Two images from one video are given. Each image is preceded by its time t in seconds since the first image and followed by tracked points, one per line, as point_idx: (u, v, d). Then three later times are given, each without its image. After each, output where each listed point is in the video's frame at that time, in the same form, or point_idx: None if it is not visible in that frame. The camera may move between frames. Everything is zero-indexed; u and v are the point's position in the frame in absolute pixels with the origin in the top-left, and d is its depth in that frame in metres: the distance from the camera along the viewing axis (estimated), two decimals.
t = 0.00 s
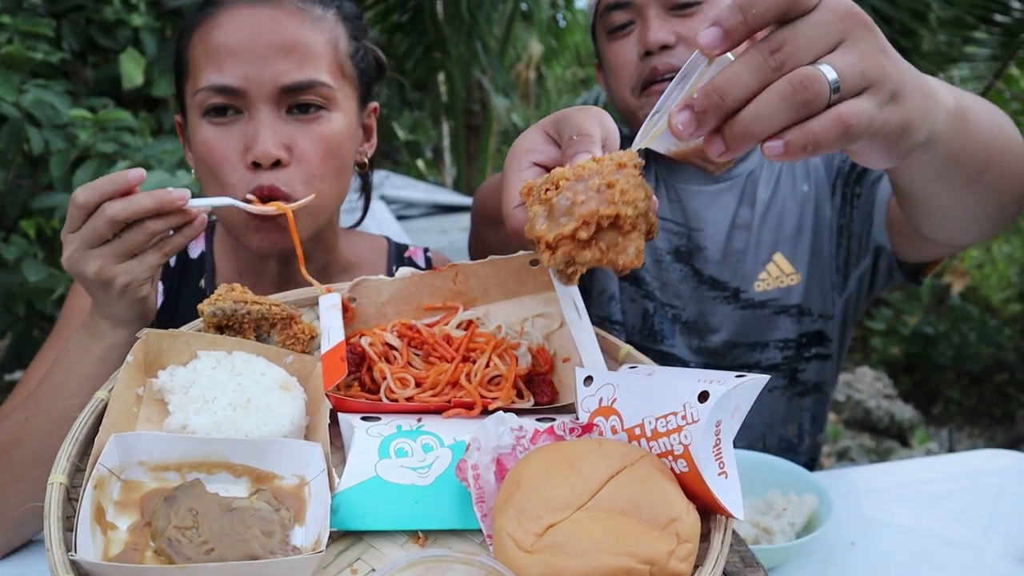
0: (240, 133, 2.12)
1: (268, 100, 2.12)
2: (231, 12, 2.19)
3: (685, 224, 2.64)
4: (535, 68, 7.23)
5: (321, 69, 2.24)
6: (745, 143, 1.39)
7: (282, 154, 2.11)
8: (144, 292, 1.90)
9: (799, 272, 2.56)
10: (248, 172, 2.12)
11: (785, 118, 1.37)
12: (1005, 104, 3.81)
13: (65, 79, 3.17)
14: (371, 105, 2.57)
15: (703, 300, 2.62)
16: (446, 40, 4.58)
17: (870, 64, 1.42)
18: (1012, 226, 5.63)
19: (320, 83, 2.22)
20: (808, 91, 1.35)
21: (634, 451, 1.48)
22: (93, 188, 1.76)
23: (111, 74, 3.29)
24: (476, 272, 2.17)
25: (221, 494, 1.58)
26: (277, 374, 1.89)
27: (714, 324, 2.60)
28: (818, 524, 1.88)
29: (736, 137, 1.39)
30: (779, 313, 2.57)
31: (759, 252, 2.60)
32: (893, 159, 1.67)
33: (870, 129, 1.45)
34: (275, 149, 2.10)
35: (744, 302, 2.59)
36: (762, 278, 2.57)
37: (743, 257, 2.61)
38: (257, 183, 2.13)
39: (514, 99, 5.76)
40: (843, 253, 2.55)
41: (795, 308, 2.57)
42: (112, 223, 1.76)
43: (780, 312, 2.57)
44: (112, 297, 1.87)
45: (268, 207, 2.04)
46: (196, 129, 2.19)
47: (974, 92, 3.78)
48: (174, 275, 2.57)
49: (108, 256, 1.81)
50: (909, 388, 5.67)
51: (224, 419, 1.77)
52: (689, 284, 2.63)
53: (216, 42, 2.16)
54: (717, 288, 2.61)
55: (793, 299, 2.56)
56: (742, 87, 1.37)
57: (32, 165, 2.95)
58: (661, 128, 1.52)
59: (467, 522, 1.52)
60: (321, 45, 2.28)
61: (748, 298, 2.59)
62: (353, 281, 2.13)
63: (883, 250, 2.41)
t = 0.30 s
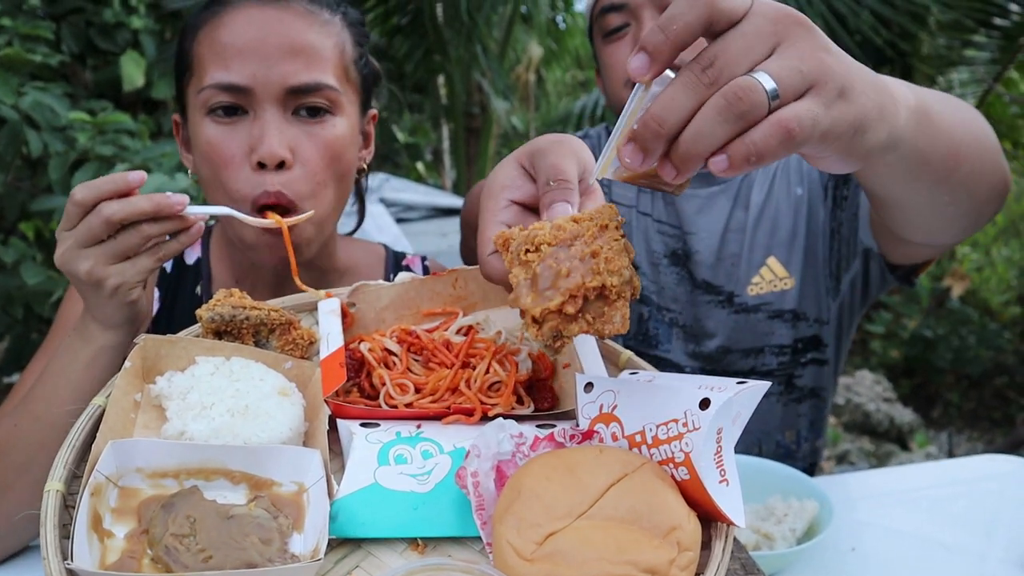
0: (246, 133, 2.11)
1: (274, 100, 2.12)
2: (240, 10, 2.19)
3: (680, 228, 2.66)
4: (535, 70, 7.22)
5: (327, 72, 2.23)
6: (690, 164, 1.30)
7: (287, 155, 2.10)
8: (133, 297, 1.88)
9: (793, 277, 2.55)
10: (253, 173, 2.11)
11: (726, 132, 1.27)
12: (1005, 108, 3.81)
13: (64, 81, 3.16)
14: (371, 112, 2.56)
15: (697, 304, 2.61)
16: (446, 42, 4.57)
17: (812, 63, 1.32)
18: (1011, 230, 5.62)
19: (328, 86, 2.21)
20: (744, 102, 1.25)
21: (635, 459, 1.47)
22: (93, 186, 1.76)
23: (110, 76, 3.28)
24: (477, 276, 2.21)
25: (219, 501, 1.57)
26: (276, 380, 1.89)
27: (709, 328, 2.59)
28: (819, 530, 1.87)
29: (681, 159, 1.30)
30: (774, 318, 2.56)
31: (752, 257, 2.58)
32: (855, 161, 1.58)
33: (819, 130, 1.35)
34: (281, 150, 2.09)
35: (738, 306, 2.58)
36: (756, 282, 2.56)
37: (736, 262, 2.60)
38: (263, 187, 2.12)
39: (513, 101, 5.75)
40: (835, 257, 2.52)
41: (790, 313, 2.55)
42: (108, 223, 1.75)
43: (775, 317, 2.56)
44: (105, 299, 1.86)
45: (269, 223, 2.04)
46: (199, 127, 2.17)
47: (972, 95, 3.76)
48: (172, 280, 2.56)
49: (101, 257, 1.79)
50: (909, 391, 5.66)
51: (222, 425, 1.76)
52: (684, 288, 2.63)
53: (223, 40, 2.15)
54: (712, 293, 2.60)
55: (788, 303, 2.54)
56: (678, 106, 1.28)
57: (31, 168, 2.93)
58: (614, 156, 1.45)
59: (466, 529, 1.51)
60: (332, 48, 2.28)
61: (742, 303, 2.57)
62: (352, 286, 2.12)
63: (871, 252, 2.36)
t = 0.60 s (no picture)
0: (234, 140, 2.11)
1: (260, 106, 2.11)
2: (224, 14, 2.17)
3: (675, 227, 2.65)
4: (535, 71, 7.22)
5: (313, 75, 2.23)
6: (690, 154, 1.31)
7: (276, 160, 2.10)
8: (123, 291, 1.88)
9: (788, 275, 2.54)
10: (242, 179, 2.11)
11: (717, 115, 1.27)
12: (1004, 108, 3.79)
13: (63, 82, 3.15)
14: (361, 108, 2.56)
15: (694, 304, 2.61)
16: (445, 42, 4.56)
17: (789, 35, 1.33)
18: (1011, 230, 5.61)
19: (315, 88, 2.21)
20: (729, 83, 1.25)
21: (633, 457, 1.47)
22: (87, 176, 1.76)
23: (110, 76, 3.27)
24: (475, 275, 2.19)
25: (218, 500, 1.57)
26: (274, 378, 1.88)
27: (706, 328, 2.59)
28: (818, 529, 1.87)
29: (681, 151, 1.31)
30: (770, 317, 2.55)
31: (747, 256, 2.58)
32: (852, 138, 1.57)
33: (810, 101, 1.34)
34: (269, 155, 2.09)
35: (734, 306, 2.57)
36: (751, 282, 2.55)
37: (732, 261, 2.59)
38: (255, 194, 2.13)
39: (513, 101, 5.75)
40: (831, 254, 2.49)
41: (786, 312, 2.54)
42: (99, 213, 1.75)
43: (771, 316, 2.55)
44: (97, 294, 1.86)
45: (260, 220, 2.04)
46: (188, 135, 2.18)
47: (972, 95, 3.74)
48: (170, 280, 2.58)
49: (91, 248, 1.81)
50: (908, 392, 5.65)
51: (220, 423, 1.76)
52: (680, 288, 2.63)
53: (207, 45, 2.14)
54: (708, 292, 2.59)
55: (783, 302, 2.54)
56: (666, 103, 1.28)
57: (30, 168, 2.93)
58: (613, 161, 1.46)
59: (464, 527, 1.51)
60: (315, 47, 2.27)
61: (737, 302, 2.57)
62: (351, 285, 2.13)
63: (869, 246, 2.30)
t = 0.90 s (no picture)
0: (225, 140, 2.12)
1: (250, 105, 2.12)
2: (208, 15, 2.19)
3: (672, 228, 2.64)
4: (535, 70, 7.22)
5: (302, 72, 2.23)
6: (673, 125, 1.29)
7: (267, 159, 2.11)
8: (132, 311, 1.89)
9: (785, 273, 2.53)
10: (234, 179, 2.11)
11: (691, 79, 1.25)
12: (1004, 108, 3.78)
13: (63, 81, 3.16)
14: (354, 103, 2.56)
15: (691, 303, 2.61)
16: (445, 42, 4.55)
17: None
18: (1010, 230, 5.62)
19: (304, 85, 2.22)
20: (693, 46, 1.24)
21: (633, 455, 1.47)
22: (95, 200, 1.75)
23: (110, 76, 3.28)
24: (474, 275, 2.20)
25: (218, 498, 1.58)
26: (274, 377, 1.89)
27: (703, 327, 2.60)
28: (818, 527, 1.86)
29: (665, 125, 1.30)
30: (766, 315, 2.56)
31: (744, 254, 2.57)
32: (831, 101, 1.56)
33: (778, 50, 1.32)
34: (260, 155, 2.10)
35: (730, 304, 2.58)
36: (748, 280, 2.55)
37: (729, 260, 2.58)
38: (246, 194, 2.13)
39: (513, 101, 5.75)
40: (826, 250, 2.48)
41: (783, 310, 2.55)
42: (110, 237, 1.74)
43: (768, 314, 2.56)
44: (107, 315, 1.87)
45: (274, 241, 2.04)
46: (179, 137, 2.18)
47: (972, 95, 3.73)
48: (173, 281, 2.57)
49: (100, 271, 1.79)
50: (908, 391, 5.66)
51: (221, 422, 1.77)
52: (678, 288, 2.63)
53: (194, 47, 2.15)
54: (705, 291, 2.59)
55: (780, 300, 2.54)
56: (641, 81, 1.28)
57: (30, 167, 2.93)
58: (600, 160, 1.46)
59: (465, 526, 1.51)
60: (301, 45, 2.27)
61: (734, 301, 2.57)
62: (350, 285, 2.14)
63: (863, 239, 2.32)
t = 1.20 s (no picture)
0: (217, 130, 2.13)
1: (242, 94, 2.13)
2: (195, 7, 2.20)
3: (669, 227, 2.62)
4: (535, 69, 7.21)
5: (293, 61, 2.24)
6: (649, 113, 1.26)
7: (260, 146, 2.11)
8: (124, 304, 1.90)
9: (781, 272, 2.54)
10: (225, 166, 2.12)
11: (663, 66, 1.25)
12: (1005, 107, 3.78)
13: (63, 80, 3.16)
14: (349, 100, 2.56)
15: (689, 302, 2.62)
16: (445, 41, 4.54)
17: None
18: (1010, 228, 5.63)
19: (297, 74, 2.22)
20: (663, 34, 1.25)
21: (632, 453, 1.48)
22: (81, 193, 1.74)
23: (110, 75, 3.28)
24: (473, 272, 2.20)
25: (219, 496, 1.58)
26: (275, 375, 1.90)
27: (701, 326, 2.61)
28: (817, 525, 1.87)
29: (640, 114, 1.27)
30: (763, 313, 2.57)
31: (740, 252, 2.57)
32: (810, 93, 1.57)
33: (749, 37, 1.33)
34: (253, 142, 2.10)
35: (727, 303, 2.58)
36: (744, 278, 2.55)
37: (726, 259, 2.58)
38: (236, 177, 2.14)
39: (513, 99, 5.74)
40: (821, 249, 2.48)
41: (779, 308, 2.56)
42: (97, 229, 1.74)
43: (764, 312, 2.57)
44: (98, 307, 1.87)
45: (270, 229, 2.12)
46: (174, 130, 2.19)
47: (972, 94, 3.73)
48: (173, 280, 2.56)
49: (90, 264, 1.80)
50: (908, 390, 5.65)
51: (222, 420, 1.77)
52: (675, 287, 2.63)
53: (186, 41, 2.16)
54: (703, 290, 2.60)
55: (776, 299, 2.55)
56: (614, 75, 1.29)
57: (30, 166, 2.94)
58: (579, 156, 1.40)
59: (465, 524, 1.52)
60: (294, 41, 2.27)
61: (731, 299, 2.58)
62: (351, 283, 2.15)
63: (857, 236, 2.31)
